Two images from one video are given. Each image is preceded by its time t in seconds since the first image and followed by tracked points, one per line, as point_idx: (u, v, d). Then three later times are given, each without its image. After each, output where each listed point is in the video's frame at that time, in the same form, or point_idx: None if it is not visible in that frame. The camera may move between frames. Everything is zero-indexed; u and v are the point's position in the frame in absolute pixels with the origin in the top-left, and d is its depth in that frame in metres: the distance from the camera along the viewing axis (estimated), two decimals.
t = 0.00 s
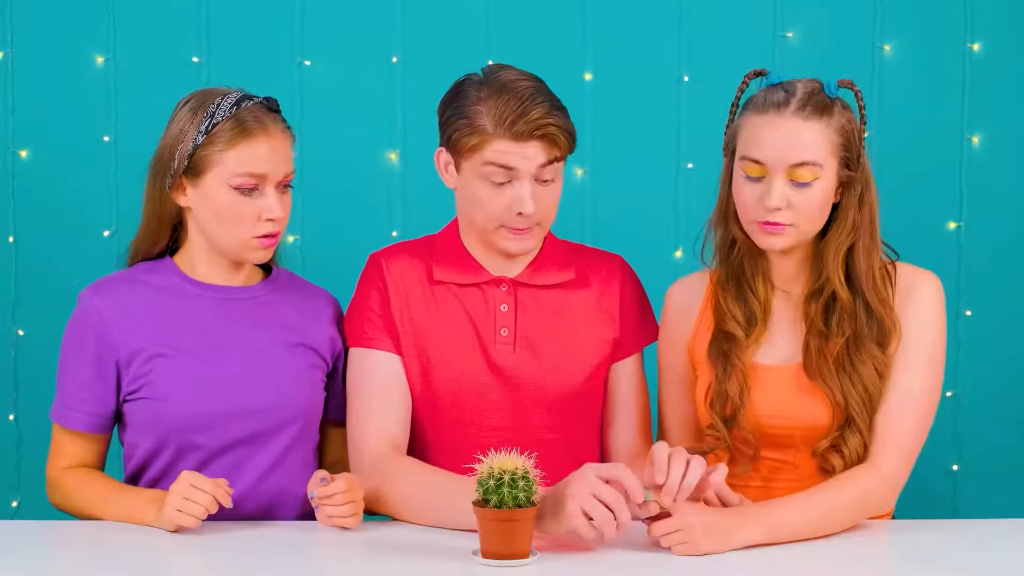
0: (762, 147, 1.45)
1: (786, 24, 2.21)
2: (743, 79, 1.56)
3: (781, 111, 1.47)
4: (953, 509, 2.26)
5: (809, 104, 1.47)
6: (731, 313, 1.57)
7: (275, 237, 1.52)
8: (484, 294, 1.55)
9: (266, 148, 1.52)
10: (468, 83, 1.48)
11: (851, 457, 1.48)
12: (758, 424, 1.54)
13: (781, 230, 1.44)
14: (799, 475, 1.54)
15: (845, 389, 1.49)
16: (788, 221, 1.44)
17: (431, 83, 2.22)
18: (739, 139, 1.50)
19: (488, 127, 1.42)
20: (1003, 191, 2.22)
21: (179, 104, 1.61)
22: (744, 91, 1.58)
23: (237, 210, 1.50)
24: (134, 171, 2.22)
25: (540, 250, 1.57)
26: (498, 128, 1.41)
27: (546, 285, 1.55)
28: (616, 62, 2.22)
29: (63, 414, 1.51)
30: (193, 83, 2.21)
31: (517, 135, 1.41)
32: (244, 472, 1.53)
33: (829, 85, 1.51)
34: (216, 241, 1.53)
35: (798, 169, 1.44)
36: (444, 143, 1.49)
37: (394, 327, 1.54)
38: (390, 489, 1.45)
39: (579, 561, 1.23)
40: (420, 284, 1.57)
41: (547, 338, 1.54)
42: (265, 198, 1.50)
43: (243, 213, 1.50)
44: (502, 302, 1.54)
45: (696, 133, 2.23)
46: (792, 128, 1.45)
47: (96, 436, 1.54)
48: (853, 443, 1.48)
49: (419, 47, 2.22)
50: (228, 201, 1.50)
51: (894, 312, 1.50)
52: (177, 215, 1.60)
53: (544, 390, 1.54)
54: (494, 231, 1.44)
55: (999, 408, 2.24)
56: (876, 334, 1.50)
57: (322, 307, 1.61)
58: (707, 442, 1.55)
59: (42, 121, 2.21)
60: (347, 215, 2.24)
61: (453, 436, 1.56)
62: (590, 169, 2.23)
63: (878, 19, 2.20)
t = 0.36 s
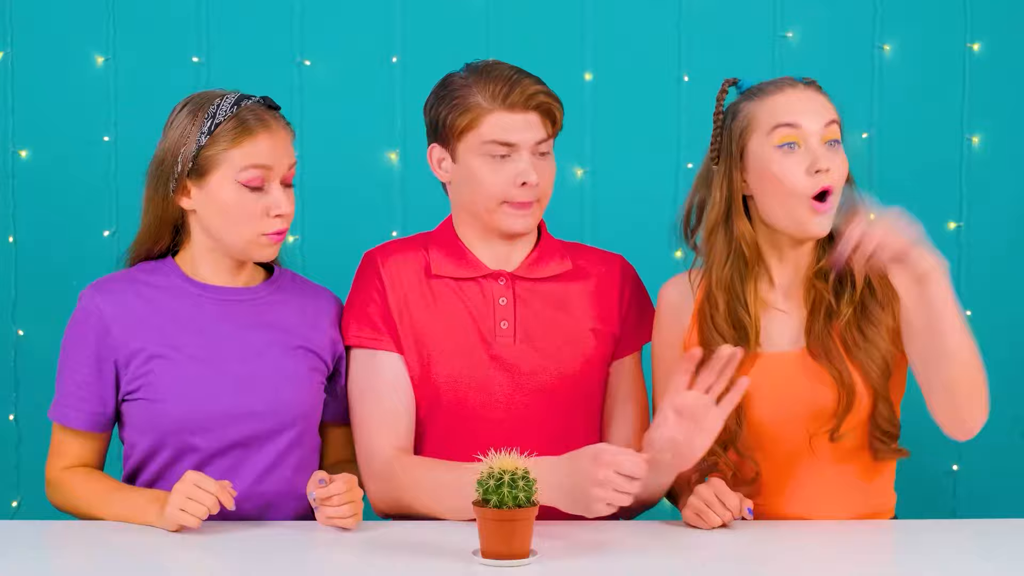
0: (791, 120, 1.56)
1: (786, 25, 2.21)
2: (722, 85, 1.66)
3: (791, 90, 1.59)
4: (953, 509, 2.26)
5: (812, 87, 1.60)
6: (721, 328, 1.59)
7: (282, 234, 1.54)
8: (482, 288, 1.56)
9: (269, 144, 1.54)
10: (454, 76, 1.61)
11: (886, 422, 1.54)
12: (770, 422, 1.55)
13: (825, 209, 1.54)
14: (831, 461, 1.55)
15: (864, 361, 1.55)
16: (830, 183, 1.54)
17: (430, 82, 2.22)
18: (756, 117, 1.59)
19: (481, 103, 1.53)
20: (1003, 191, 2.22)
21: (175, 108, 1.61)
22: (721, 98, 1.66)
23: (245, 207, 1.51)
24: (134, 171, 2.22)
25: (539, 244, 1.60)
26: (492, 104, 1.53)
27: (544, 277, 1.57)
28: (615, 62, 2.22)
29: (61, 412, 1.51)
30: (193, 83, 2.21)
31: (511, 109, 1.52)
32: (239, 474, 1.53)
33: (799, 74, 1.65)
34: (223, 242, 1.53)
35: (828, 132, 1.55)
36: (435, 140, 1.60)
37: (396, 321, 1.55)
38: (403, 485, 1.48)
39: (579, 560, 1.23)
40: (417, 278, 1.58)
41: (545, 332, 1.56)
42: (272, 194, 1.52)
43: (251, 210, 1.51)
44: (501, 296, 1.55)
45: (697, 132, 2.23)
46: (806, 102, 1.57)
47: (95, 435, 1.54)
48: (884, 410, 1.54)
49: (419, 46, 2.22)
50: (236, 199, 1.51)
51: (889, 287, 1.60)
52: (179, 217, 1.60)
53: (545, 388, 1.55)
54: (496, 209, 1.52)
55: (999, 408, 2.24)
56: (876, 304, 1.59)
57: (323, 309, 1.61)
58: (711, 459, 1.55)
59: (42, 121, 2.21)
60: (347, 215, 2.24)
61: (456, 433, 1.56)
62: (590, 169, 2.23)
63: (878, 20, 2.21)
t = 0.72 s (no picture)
0: (762, 128, 1.56)
1: (743, 25, 2.22)
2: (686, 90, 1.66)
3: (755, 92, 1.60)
4: (909, 508, 2.29)
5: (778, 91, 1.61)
6: (680, 324, 1.60)
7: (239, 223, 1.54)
8: (439, 291, 1.58)
9: (225, 133, 1.54)
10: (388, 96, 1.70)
11: (839, 416, 1.55)
12: (723, 414, 1.56)
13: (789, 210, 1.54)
14: (783, 454, 1.56)
15: (824, 357, 1.57)
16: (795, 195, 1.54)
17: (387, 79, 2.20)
18: (727, 124, 1.59)
19: (438, 83, 1.62)
20: (957, 191, 2.24)
21: (121, 110, 1.58)
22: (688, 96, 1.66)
23: (204, 195, 1.50)
24: (89, 171, 2.18)
25: (497, 243, 1.63)
26: (447, 82, 1.62)
27: (500, 279, 1.60)
28: (574, 62, 2.22)
29: (10, 399, 1.47)
30: (149, 83, 2.17)
31: (467, 85, 1.62)
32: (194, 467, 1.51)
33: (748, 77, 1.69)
34: (182, 234, 1.51)
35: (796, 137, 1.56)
36: (394, 139, 1.65)
37: (342, 344, 1.59)
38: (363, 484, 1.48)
39: (536, 560, 1.23)
40: (369, 286, 1.61)
41: (501, 331, 1.57)
42: (230, 181, 1.52)
43: (210, 197, 1.50)
44: (458, 298, 1.57)
45: (653, 134, 2.23)
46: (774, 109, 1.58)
47: (48, 434, 1.51)
48: (839, 402, 1.55)
49: (376, 44, 2.20)
50: (195, 187, 1.50)
51: (840, 290, 1.63)
52: (136, 214, 1.56)
53: (500, 387, 1.56)
54: (471, 177, 1.57)
55: (954, 407, 2.27)
56: (833, 303, 1.62)
57: (277, 303, 1.60)
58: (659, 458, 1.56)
59: None
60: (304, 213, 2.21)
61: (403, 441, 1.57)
62: (547, 170, 2.23)
63: (834, 21, 2.22)
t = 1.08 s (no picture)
0: (727, 124, 1.58)
1: (721, 25, 2.22)
2: (661, 87, 1.68)
3: (729, 94, 1.62)
4: (888, 509, 2.30)
5: (749, 88, 1.64)
6: (661, 320, 1.61)
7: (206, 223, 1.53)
8: (407, 291, 1.58)
9: (190, 133, 1.53)
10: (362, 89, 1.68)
11: (817, 420, 1.56)
12: (702, 411, 1.56)
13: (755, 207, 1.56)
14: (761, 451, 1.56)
15: (802, 359, 1.58)
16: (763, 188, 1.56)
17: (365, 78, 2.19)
18: (693, 124, 1.62)
19: (419, 88, 1.60)
20: (935, 191, 2.25)
21: (85, 112, 1.56)
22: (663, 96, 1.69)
23: (171, 196, 1.49)
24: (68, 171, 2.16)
25: (466, 242, 1.63)
26: (427, 86, 1.60)
27: (468, 277, 1.59)
28: (554, 62, 2.22)
29: None
30: (127, 83, 2.15)
31: (446, 90, 1.60)
32: (168, 470, 1.50)
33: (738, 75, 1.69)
34: (149, 236, 1.50)
35: (763, 133, 1.57)
36: (367, 137, 1.64)
37: (311, 347, 1.58)
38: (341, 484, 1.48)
39: (514, 560, 1.22)
40: (337, 286, 1.60)
41: (473, 329, 1.57)
42: (197, 181, 1.51)
43: (176, 198, 1.49)
44: (426, 298, 1.56)
45: (631, 134, 2.23)
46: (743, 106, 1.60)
47: (25, 435, 1.50)
48: (818, 406, 1.57)
49: (354, 43, 2.19)
50: (162, 188, 1.49)
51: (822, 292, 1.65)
52: (102, 215, 1.55)
53: (477, 387, 1.56)
54: (440, 183, 1.56)
55: (933, 407, 2.28)
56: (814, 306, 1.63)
57: (249, 303, 1.58)
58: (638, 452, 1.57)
59: None
60: (283, 213, 2.20)
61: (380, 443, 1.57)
62: (525, 169, 2.23)
63: (812, 21, 2.23)
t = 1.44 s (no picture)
0: (717, 133, 1.58)
1: (721, 25, 2.22)
2: (659, 88, 1.69)
3: (722, 101, 1.62)
4: (888, 509, 2.30)
5: (747, 94, 1.63)
6: (653, 313, 1.63)
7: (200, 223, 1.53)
8: (408, 292, 1.58)
9: (179, 134, 1.52)
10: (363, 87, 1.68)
11: (812, 408, 1.56)
12: (695, 401, 1.58)
13: (740, 211, 1.56)
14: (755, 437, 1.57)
15: (796, 351, 1.60)
16: (751, 198, 1.56)
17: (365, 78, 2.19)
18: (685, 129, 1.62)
19: (416, 88, 1.60)
20: (935, 191, 2.25)
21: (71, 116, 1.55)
22: (661, 97, 1.69)
23: (162, 198, 1.49)
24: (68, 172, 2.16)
25: (466, 243, 1.63)
26: (426, 85, 1.60)
27: (467, 278, 1.59)
28: (554, 62, 2.22)
29: None
30: (127, 83, 2.15)
31: (444, 89, 1.60)
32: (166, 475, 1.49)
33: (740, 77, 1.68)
34: (141, 240, 1.49)
35: (754, 145, 1.57)
36: (366, 136, 1.64)
37: (312, 348, 1.58)
38: (342, 484, 1.47)
39: (515, 560, 1.22)
40: (337, 288, 1.60)
41: (472, 331, 1.57)
42: (188, 182, 1.51)
43: (168, 201, 1.49)
44: (427, 300, 1.56)
45: (631, 134, 2.23)
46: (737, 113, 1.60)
47: (24, 437, 1.50)
48: (813, 395, 1.57)
49: (354, 43, 2.19)
50: (153, 190, 1.49)
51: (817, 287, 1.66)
52: (93, 219, 1.54)
53: (476, 389, 1.56)
54: (435, 184, 1.56)
55: (933, 407, 2.28)
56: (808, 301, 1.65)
57: (243, 307, 1.57)
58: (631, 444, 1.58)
59: None
60: (285, 213, 2.20)
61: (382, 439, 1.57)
62: (525, 169, 2.23)
63: (812, 20, 2.23)
